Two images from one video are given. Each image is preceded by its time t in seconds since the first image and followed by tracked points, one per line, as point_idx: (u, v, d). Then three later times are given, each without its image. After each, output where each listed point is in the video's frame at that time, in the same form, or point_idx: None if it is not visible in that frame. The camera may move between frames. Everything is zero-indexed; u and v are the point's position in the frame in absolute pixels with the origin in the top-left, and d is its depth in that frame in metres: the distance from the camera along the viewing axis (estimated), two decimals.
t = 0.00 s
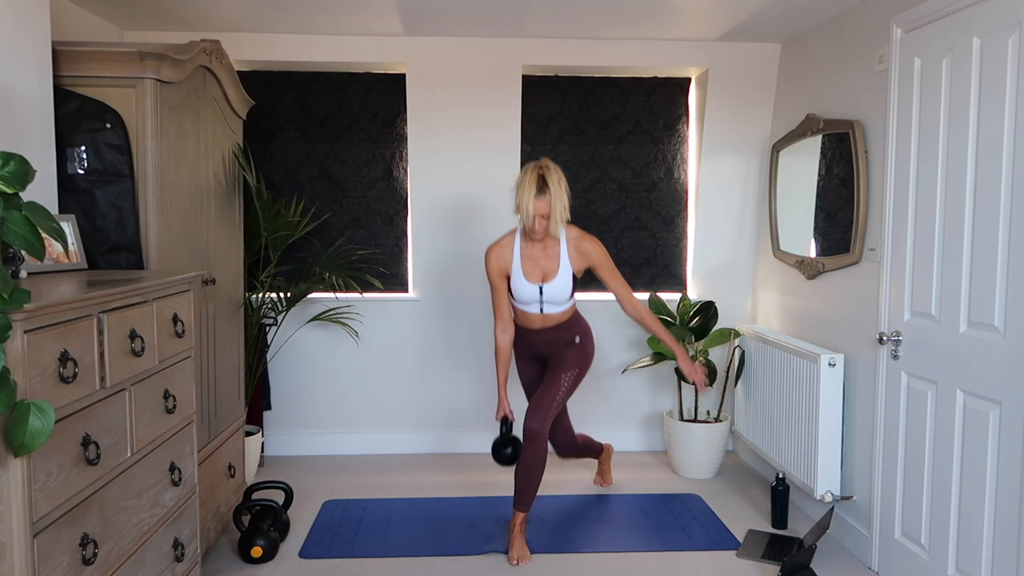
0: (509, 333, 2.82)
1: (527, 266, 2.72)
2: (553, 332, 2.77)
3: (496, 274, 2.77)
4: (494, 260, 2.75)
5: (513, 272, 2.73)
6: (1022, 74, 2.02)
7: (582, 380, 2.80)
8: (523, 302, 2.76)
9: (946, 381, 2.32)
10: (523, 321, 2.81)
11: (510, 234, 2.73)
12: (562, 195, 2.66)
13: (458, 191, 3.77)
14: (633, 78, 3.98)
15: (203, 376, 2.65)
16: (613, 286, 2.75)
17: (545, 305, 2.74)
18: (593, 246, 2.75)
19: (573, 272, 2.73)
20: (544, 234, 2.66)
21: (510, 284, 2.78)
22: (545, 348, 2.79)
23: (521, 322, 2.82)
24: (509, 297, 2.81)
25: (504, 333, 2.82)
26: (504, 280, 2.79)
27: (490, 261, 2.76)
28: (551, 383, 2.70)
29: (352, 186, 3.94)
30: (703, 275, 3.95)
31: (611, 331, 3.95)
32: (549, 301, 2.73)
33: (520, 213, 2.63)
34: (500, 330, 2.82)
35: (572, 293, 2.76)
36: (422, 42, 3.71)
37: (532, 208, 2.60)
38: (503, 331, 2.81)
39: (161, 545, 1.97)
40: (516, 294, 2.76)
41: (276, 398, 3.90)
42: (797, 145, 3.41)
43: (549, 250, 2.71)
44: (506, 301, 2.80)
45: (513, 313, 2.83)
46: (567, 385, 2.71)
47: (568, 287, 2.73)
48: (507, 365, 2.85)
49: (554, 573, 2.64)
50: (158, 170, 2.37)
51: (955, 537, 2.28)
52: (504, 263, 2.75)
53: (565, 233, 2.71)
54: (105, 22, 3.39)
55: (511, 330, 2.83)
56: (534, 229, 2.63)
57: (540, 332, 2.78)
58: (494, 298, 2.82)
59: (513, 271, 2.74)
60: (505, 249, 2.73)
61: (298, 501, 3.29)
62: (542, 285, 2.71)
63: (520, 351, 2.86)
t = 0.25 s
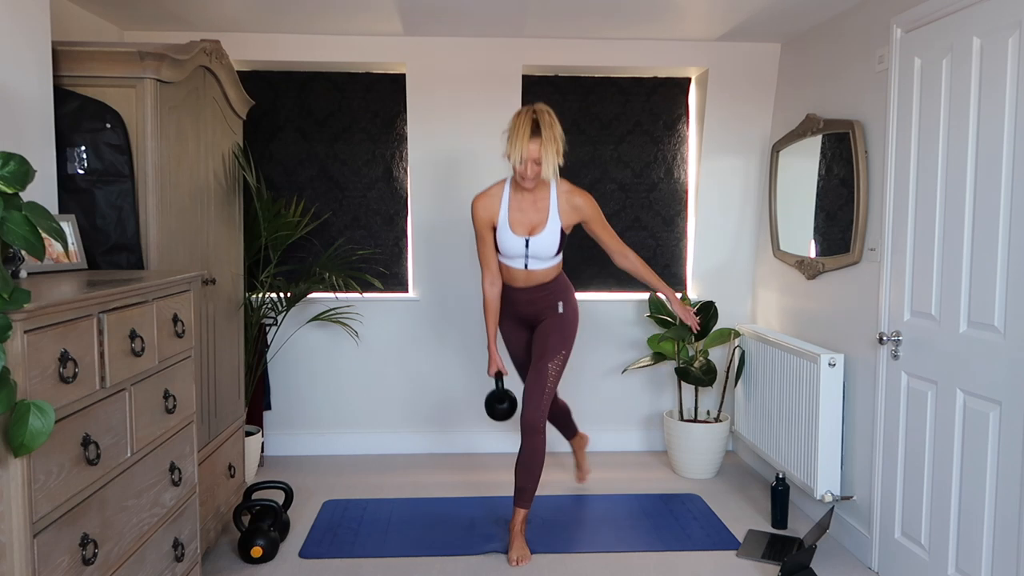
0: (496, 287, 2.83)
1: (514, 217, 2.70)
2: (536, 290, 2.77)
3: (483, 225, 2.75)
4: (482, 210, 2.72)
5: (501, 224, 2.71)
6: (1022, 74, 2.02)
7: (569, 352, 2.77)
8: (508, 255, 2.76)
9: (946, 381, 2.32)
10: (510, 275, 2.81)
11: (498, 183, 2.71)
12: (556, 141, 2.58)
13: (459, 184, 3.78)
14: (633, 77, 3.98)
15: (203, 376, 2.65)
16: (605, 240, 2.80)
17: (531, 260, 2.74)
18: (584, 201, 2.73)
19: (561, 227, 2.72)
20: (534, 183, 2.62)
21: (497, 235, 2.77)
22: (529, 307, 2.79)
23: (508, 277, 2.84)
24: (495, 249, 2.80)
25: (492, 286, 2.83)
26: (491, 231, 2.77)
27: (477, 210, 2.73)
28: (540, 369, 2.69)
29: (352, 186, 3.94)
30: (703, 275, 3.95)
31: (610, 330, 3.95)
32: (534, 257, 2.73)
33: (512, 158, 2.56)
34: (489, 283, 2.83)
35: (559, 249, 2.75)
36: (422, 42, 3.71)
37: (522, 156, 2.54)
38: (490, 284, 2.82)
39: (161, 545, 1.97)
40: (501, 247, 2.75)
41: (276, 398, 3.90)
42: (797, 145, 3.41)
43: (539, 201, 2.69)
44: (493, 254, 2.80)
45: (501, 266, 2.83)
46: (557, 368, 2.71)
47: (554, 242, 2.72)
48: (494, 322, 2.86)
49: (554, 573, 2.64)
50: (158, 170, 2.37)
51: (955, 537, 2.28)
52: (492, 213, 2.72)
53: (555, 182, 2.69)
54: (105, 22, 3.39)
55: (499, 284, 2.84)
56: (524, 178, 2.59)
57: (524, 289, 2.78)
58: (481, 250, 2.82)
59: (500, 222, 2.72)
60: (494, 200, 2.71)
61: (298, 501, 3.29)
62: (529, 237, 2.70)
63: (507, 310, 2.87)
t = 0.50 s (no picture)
0: (489, 268, 2.76)
1: (507, 193, 2.64)
2: (526, 276, 2.69)
3: (479, 202, 2.71)
4: (478, 186, 2.68)
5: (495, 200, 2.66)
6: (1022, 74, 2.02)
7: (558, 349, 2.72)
8: (499, 234, 2.69)
9: (946, 381, 2.32)
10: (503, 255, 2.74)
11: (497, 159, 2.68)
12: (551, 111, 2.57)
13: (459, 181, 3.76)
14: (633, 77, 3.98)
15: (203, 376, 2.65)
16: (600, 225, 2.71)
17: (521, 241, 2.67)
18: (581, 182, 2.66)
19: (554, 208, 2.64)
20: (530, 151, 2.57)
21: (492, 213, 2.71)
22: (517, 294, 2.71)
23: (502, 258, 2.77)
24: (489, 229, 2.74)
25: (485, 265, 2.76)
26: (486, 207, 2.72)
27: (474, 185, 2.69)
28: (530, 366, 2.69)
29: (352, 186, 3.94)
30: (703, 275, 3.95)
31: (611, 331, 3.95)
32: (524, 237, 2.65)
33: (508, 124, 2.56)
34: (483, 262, 2.76)
35: (550, 232, 2.67)
36: (422, 42, 3.71)
37: (518, 117, 2.53)
38: (484, 264, 2.75)
39: (160, 545, 1.97)
40: (494, 225, 2.69)
41: (276, 398, 3.90)
42: (797, 145, 3.41)
43: (534, 176, 2.62)
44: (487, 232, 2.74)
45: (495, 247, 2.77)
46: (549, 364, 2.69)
47: (546, 223, 2.64)
48: (485, 305, 2.78)
49: (554, 573, 2.64)
50: (158, 170, 2.37)
51: (955, 537, 2.28)
52: (488, 189, 2.67)
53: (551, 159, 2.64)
54: (105, 22, 3.39)
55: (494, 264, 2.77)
56: (520, 143, 2.55)
57: (515, 273, 2.70)
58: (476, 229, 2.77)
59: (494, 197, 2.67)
60: (490, 176, 2.67)
61: (298, 501, 3.29)
62: (520, 214, 2.62)
63: (495, 294, 2.78)
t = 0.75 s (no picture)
0: (481, 257, 2.66)
1: (506, 181, 2.59)
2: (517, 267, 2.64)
3: (475, 190, 2.63)
4: (476, 174, 2.61)
5: (493, 188, 2.59)
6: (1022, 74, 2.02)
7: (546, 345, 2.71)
8: (496, 223, 2.62)
9: (946, 381, 2.32)
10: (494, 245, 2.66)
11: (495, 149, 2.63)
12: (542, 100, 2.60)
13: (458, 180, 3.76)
14: (633, 77, 3.98)
15: (203, 376, 2.65)
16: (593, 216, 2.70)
17: (519, 229, 2.61)
18: (577, 173, 2.63)
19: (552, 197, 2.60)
20: (526, 136, 2.57)
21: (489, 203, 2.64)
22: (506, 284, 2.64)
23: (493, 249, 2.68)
24: (484, 219, 2.66)
25: (478, 254, 2.65)
26: (483, 197, 2.64)
27: (470, 175, 2.62)
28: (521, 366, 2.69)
29: (352, 186, 3.94)
30: (703, 275, 3.95)
31: (611, 331, 3.95)
32: (522, 224, 2.60)
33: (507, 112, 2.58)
34: (473, 252, 2.65)
35: (549, 222, 2.63)
36: (422, 43, 3.71)
37: (515, 101, 2.55)
38: (475, 253, 2.65)
39: (160, 545, 1.97)
40: (491, 214, 2.62)
41: (276, 398, 3.90)
42: (797, 145, 3.41)
43: (531, 163, 2.59)
44: (481, 221, 2.65)
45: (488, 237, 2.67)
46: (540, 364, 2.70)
47: (545, 211, 2.60)
48: (473, 295, 2.65)
49: (554, 573, 2.64)
50: (158, 170, 2.37)
51: (955, 537, 2.27)
52: (486, 177, 2.61)
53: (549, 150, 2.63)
54: (105, 22, 3.39)
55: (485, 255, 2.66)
56: (517, 127, 2.56)
57: (507, 263, 2.63)
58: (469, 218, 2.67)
59: (493, 186, 2.60)
60: (489, 166, 2.61)
61: (298, 501, 3.29)
62: (520, 201, 2.58)
63: (483, 286, 2.67)
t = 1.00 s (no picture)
0: (468, 255, 2.58)
1: (496, 178, 2.57)
2: (506, 264, 2.62)
3: (463, 190, 2.56)
4: (464, 172, 2.55)
5: (484, 186, 2.56)
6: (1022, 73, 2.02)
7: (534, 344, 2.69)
8: (487, 220, 2.58)
9: (946, 381, 2.32)
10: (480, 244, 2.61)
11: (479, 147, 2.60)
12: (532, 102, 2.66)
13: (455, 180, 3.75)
14: (633, 78, 3.98)
15: (203, 376, 2.65)
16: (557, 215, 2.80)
17: (511, 226, 2.60)
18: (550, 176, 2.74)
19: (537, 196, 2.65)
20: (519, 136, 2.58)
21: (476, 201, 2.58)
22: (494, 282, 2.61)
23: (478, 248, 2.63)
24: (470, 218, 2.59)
25: (464, 253, 2.57)
26: (470, 197, 2.57)
27: (456, 175, 2.55)
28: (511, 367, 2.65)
29: (352, 186, 3.94)
30: (703, 275, 3.95)
31: (611, 331, 3.95)
32: (515, 220, 2.59)
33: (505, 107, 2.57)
34: (460, 251, 2.57)
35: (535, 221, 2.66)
36: (422, 43, 3.71)
37: (516, 100, 2.57)
38: (462, 252, 2.57)
39: (160, 545, 1.97)
40: (481, 211, 2.58)
41: (276, 398, 3.90)
42: (797, 145, 3.41)
43: (516, 163, 2.61)
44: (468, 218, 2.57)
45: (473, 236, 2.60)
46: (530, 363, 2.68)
47: (533, 210, 2.63)
48: (460, 290, 2.57)
49: (554, 573, 2.64)
50: (158, 170, 2.37)
51: (956, 536, 2.27)
52: (473, 176, 2.56)
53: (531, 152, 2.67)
54: (105, 22, 3.39)
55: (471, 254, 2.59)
56: (514, 124, 2.56)
57: (494, 261, 2.61)
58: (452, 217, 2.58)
59: (483, 184, 2.56)
60: (476, 165, 2.57)
61: (298, 501, 3.29)
62: (513, 197, 2.58)
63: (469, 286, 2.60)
